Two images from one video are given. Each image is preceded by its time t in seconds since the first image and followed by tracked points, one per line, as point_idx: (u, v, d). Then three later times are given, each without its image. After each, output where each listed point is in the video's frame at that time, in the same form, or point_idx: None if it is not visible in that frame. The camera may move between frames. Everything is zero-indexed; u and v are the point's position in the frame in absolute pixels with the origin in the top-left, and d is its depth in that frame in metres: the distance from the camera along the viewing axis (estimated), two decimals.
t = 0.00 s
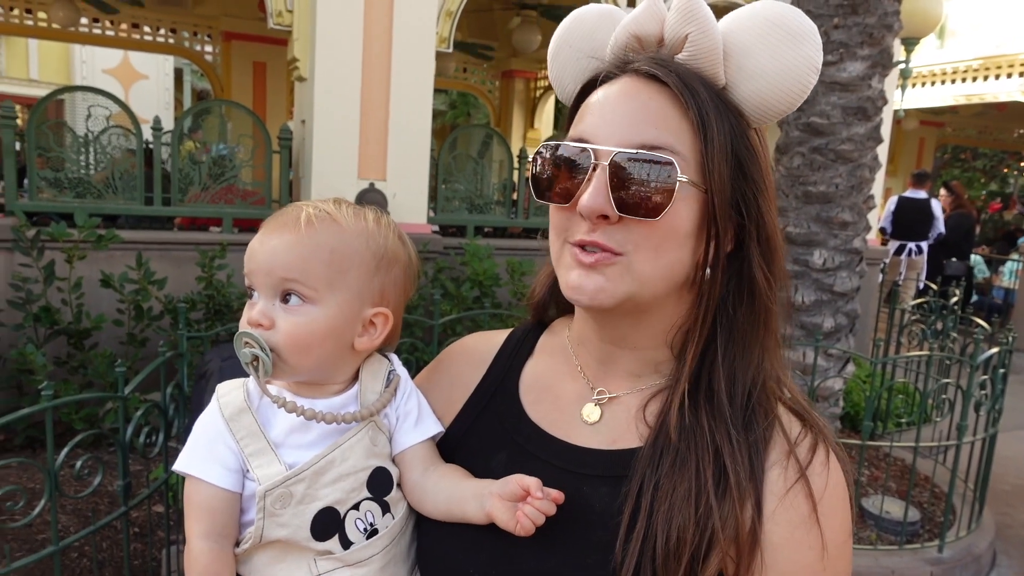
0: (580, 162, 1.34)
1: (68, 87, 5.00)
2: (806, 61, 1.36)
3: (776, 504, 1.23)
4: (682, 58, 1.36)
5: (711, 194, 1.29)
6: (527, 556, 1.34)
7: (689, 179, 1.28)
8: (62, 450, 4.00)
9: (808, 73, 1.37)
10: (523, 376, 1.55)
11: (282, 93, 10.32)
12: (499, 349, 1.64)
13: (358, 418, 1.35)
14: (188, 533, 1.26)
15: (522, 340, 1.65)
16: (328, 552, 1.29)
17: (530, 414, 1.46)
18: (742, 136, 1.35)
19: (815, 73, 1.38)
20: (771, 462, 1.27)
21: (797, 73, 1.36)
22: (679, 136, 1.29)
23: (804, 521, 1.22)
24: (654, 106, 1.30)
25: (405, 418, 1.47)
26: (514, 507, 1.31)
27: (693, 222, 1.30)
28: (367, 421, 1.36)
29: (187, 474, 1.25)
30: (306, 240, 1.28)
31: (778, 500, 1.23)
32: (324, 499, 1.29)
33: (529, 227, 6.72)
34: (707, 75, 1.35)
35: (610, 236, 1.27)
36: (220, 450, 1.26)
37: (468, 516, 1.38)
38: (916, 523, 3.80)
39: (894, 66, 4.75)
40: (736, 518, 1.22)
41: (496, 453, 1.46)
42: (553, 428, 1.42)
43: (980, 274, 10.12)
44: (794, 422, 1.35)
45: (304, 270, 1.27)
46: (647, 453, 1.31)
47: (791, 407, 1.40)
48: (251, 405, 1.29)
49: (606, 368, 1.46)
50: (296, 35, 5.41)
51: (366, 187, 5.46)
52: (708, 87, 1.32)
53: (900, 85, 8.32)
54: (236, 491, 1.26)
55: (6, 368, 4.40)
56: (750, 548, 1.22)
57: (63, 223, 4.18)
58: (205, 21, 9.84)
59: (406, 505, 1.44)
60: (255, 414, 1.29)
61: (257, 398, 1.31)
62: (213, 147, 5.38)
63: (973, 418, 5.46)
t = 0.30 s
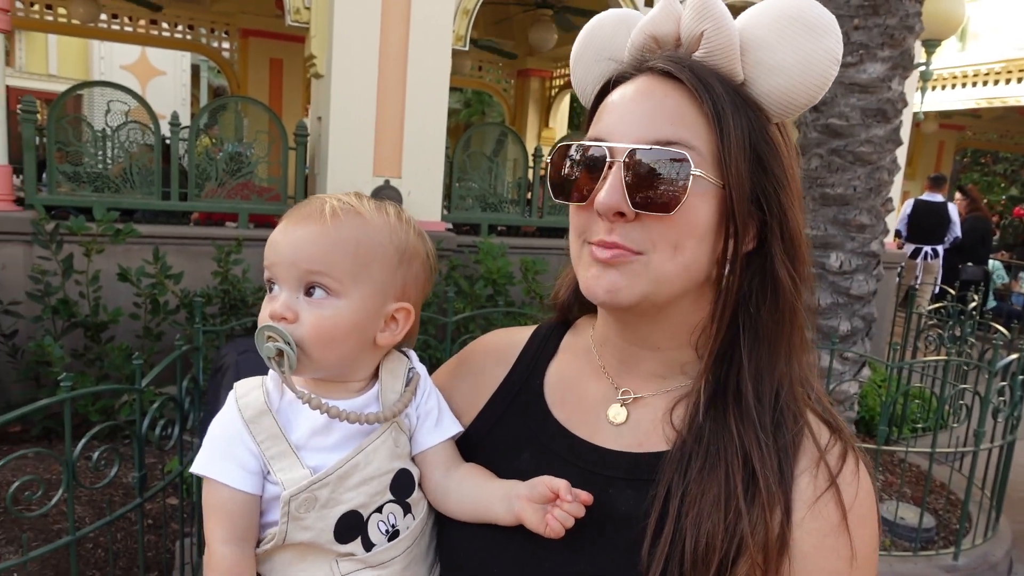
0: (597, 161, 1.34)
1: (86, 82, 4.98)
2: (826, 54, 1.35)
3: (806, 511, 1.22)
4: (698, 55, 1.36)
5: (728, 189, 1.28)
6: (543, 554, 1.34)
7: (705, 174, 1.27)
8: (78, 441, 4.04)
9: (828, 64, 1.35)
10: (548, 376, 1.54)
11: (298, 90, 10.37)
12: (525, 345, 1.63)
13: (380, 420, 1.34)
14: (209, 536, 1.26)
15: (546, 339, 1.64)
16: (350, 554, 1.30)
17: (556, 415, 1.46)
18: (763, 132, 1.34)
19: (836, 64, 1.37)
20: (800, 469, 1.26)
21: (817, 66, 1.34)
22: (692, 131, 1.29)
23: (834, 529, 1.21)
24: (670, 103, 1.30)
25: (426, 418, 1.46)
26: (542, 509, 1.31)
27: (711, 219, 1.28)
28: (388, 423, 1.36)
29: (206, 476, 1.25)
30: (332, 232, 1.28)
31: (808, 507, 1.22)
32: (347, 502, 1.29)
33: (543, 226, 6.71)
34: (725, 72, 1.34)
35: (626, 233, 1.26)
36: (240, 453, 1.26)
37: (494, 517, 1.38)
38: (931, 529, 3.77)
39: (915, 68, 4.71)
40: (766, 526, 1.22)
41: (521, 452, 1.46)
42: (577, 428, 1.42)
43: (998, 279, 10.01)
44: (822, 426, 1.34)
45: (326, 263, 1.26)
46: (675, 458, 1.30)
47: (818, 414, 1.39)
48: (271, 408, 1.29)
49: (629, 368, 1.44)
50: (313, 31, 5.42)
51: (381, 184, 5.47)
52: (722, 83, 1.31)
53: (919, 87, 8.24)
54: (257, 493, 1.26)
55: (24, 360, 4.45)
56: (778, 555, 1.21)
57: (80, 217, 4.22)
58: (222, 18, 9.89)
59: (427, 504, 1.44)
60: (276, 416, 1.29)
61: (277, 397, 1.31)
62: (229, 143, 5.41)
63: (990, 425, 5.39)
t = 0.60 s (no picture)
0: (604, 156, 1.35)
1: (92, 81, 4.99)
2: (846, 49, 1.35)
3: (819, 511, 1.22)
4: (715, 46, 1.35)
5: (745, 182, 1.28)
6: (546, 555, 1.34)
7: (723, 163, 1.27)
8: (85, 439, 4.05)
9: (847, 60, 1.36)
10: (551, 379, 1.54)
11: (303, 88, 10.39)
12: (528, 342, 1.64)
13: (393, 426, 1.32)
14: (217, 543, 1.24)
15: (548, 337, 1.64)
16: (361, 563, 1.29)
17: (562, 417, 1.45)
18: (778, 126, 1.33)
19: (854, 61, 1.37)
20: (813, 468, 1.26)
21: (834, 62, 1.34)
22: (711, 120, 1.28)
23: (848, 529, 1.21)
24: (687, 93, 1.29)
25: (435, 422, 1.45)
26: (553, 523, 1.31)
27: (725, 214, 1.28)
28: (399, 429, 1.34)
29: (214, 482, 1.24)
30: (351, 232, 1.27)
31: (821, 507, 1.23)
32: (359, 512, 1.28)
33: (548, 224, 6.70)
34: (741, 64, 1.34)
35: (639, 227, 1.26)
36: (249, 458, 1.24)
37: (503, 528, 1.38)
38: (937, 528, 3.76)
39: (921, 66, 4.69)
40: (779, 527, 1.22)
41: (530, 457, 1.45)
42: (585, 430, 1.42)
43: (1004, 278, 9.97)
44: (833, 424, 1.34)
45: (347, 264, 1.25)
46: (685, 462, 1.30)
47: (828, 411, 1.39)
48: (280, 413, 1.27)
49: (636, 368, 1.44)
50: (319, 30, 5.44)
51: (387, 182, 5.48)
52: (741, 74, 1.31)
53: (926, 85, 8.21)
54: (267, 500, 1.25)
55: (31, 358, 4.47)
56: (793, 556, 1.21)
57: (88, 215, 4.24)
58: (228, 17, 9.91)
59: (436, 512, 1.44)
60: (285, 422, 1.27)
61: (286, 402, 1.29)
62: (235, 142, 5.42)
63: (996, 424, 5.38)
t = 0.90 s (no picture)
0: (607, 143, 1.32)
1: (99, 80, 5.03)
2: (853, 51, 1.38)
3: (817, 502, 1.22)
4: (724, 36, 1.34)
5: (756, 181, 1.29)
6: (544, 554, 1.34)
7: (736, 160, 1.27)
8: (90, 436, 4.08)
9: (854, 63, 1.39)
10: (551, 377, 1.53)
11: (308, 88, 10.42)
12: (526, 341, 1.64)
13: (399, 434, 1.32)
14: (224, 555, 1.24)
15: (546, 334, 1.64)
16: (372, 571, 1.28)
17: (563, 416, 1.45)
18: (784, 124, 1.34)
19: (859, 63, 1.40)
20: (810, 459, 1.26)
21: (842, 63, 1.37)
22: (725, 117, 1.28)
23: (847, 518, 1.21)
24: (702, 85, 1.28)
25: (442, 425, 1.45)
26: (558, 530, 1.30)
27: (733, 208, 1.29)
28: (406, 436, 1.34)
29: (219, 494, 1.23)
30: (362, 241, 1.26)
31: (820, 498, 1.22)
32: (369, 519, 1.27)
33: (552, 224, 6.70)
34: (750, 57, 1.34)
35: (648, 224, 1.23)
36: (253, 469, 1.23)
37: (510, 535, 1.37)
38: (941, 529, 3.74)
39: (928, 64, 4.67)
40: (776, 520, 1.22)
41: (532, 458, 1.45)
42: (586, 428, 1.42)
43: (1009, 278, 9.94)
44: (831, 413, 1.34)
45: (357, 274, 1.24)
46: (680, 460, 1.30)
47: (825, 399, 1.39)
48: (284, 422, 1.27)
49: (629, 363, 1.45)
50: (324, 29, 5.45)
51: (391, 181, 5.48)
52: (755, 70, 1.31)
53: (932, 84, 8.18)
54: (273, 509, 1.24)
55: (37, 355, 4.50)
56: (793, 549, 1.21)
57: (94, 213, 4.26)
58: (234, 16, 9.94)
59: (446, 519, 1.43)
60: (290, 431, 1.27)
61: (289, 411, 1.29)
62: (240, 141, 5.43)
63: (1002, 424, 5.36)
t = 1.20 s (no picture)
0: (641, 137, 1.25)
1: (96, 82, 5.04)
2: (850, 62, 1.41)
3: (818, 492, 1.23)
4: (740, 36, 1.32)
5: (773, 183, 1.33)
6: (544, 550, 1.35)
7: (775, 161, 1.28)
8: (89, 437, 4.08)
9: (848, 73, 1.42)
10: (549, 374, 1.55)
11: (305, 89, 10.43)
12: (523, 340, 1.65)
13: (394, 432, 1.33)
14: (224, 557, 1.25)
15: (542, 334, 1.65)
16: (374, 570, 1.28)
17: (562, 414, 1.46)
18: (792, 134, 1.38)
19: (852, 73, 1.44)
20: (811, 450, 1.27)
21: (844, 64, 1.39)
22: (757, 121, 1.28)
23: (849, 506, 1.22)
24: (741, 90, 1.26)
25: (438, 423, 1.46)
26: (560, 521, 1.31)
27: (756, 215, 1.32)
28: (403, 433, 1.35)
29: (216, 497, 1.24)
30: (356, 239, 1.26)
31: (821, 488, 1.23)
32: (369, 516, 1.28)
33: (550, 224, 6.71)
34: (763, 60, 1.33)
35: (690, 229, 1.20)
36: (251, 470, 1.24)
37: (512, 528, 1.38)
38: (937, 526, 3.76)
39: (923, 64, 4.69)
40: (779, 511, 1.23)
41: (531, 456, 1.46)
42: (584, 426, 1.42)
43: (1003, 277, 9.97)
44: (829, 405, 1.35)
45: (351, 272, 1.25)
46: (682, 456, 1.31)
47: (822, 390, 1.41)
48: (281, 422, 1.27)
49: (630, 360, 1.44)
50: (321, 30, 5.45)
51: (388, 182, 5.49)
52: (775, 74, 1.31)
53: (928, 83, 8.21)
54: (272, 511, 1.24)
55: (35, 357, 4.50)
56: (795, 540, 1.22)
57: (92, 215, 4.26)
58: (230, 17, 9.94)
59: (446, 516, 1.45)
60: (286, 430, 1.27)
61: (286, 411, 1.29)
62: (238, 142, 5.44)
63: (997, 422, 5.39)
